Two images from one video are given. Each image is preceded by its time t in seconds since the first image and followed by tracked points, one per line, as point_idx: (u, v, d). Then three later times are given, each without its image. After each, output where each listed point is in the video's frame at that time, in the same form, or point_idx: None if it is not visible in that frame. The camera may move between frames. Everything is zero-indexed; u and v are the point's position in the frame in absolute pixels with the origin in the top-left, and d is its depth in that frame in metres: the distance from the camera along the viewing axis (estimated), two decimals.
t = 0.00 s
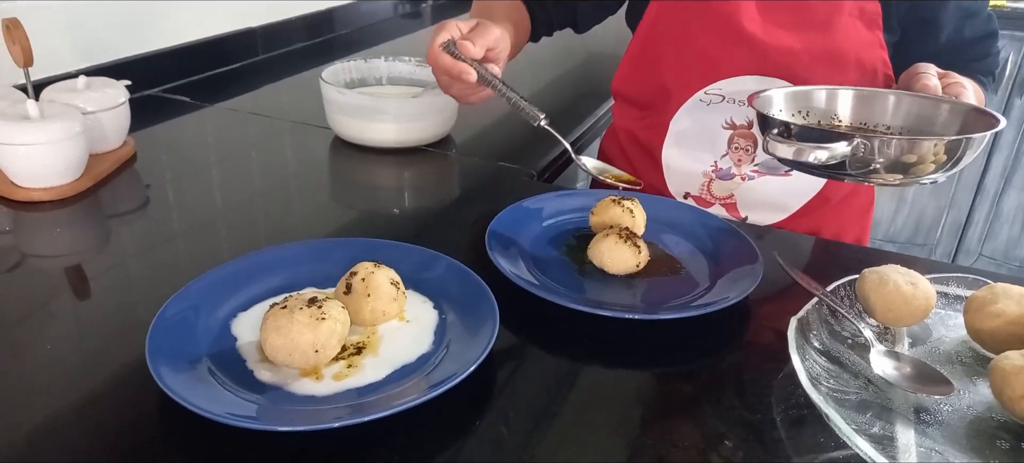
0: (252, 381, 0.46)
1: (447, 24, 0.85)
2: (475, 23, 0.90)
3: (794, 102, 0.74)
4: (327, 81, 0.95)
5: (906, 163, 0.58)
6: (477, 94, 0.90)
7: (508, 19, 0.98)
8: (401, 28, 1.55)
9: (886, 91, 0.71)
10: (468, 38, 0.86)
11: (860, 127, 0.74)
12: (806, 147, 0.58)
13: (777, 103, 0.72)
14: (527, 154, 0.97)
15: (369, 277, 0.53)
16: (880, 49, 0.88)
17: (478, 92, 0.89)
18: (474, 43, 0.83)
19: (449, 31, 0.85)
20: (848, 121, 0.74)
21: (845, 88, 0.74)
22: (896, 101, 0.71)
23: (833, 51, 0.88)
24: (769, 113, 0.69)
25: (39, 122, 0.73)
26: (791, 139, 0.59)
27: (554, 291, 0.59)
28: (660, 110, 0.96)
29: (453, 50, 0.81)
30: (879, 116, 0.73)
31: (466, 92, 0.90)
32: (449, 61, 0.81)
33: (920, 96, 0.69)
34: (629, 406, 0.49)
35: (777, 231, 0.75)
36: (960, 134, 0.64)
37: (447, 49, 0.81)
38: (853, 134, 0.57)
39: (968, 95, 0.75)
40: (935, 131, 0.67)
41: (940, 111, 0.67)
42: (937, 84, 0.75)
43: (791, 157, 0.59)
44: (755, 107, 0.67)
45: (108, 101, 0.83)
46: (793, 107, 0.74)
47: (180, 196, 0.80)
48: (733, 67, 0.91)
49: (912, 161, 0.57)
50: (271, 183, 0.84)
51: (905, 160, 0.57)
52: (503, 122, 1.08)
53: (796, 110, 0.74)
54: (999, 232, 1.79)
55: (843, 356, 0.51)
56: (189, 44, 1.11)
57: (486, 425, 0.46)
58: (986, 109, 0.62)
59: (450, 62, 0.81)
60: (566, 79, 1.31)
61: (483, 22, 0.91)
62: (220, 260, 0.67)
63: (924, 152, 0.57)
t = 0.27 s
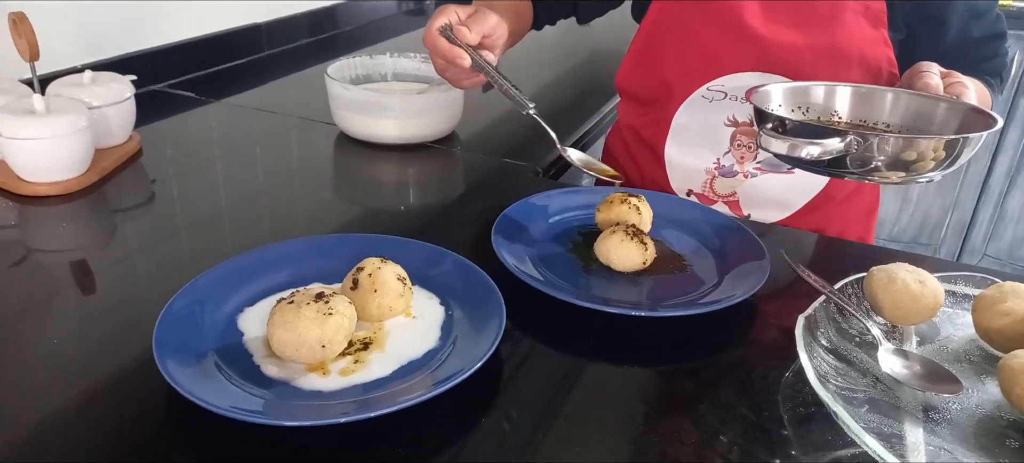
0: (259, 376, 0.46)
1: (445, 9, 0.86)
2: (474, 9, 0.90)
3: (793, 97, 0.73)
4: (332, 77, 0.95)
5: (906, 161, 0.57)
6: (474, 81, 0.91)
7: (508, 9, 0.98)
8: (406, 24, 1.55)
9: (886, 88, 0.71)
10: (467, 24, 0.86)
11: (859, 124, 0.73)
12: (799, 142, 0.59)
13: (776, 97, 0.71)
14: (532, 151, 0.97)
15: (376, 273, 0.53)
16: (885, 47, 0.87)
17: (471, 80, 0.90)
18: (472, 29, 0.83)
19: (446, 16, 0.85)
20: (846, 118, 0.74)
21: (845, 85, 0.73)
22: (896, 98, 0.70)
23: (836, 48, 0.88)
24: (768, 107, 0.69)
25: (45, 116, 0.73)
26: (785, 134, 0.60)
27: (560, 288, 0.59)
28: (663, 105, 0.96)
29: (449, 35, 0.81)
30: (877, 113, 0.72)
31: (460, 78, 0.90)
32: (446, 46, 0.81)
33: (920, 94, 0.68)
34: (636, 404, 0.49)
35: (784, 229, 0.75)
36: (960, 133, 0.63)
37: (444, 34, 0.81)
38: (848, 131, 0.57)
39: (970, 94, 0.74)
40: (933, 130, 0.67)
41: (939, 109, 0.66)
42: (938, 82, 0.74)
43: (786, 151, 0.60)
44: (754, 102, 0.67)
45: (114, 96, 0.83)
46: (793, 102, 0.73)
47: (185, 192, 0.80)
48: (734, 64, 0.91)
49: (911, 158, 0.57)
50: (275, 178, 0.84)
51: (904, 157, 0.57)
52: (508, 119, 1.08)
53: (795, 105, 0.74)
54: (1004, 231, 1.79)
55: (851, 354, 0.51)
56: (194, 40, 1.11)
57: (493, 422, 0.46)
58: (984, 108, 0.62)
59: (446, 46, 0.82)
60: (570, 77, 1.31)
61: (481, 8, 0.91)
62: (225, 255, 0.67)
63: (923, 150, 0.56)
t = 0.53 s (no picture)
0: (260, 374, 0.46)
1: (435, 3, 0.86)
2: None
3: (787, 96, 0.73)
4: (333, 74, 0.95)
5: (901, 159, 0.57)
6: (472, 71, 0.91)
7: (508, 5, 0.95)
8: (406, 23, 1.55)
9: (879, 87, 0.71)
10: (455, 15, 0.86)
11: (852, 122, 0.73)
12: (789, 140, 0.58)
13: (770, 96, 0.71)
14: (533, 149, 0.96)
15: (377, 271, 0.53)
16: (885, 44, 0.88)
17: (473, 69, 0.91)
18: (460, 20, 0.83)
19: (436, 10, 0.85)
20: (839, 116, 0.74)
21: (838, 83, 0.73)
22: (889, 97, 0.70)
23: (837, 44, 0.88)
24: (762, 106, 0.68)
25: (45, 115, 0.73)
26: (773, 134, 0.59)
27: (561, 285, 0.59)
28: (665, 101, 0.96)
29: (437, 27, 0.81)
30: (870, 112, 0.72)
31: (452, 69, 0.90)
32: (435, 39, 0.81)
33: (913, 93, 0.68)
34: (638, 401, 0.49)
35: (785, 226, 0.74)
36: (952, 132, 0.63)
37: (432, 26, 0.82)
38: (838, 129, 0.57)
39: (965, 93, 0.73)
40: (927, 129, 0.66)
41: (932, 108, 0.66)
42: (933, 81, 0.73)
43: (777, 151, 0.59)
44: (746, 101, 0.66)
45: (114, 95, 0.82)
46: (787, 100, 0.73)
47: (186, 190, 0.79)
48: (734, 60, 0.91)
49: (906, 156, 0.56)
50: (276, 177, 0.84)
51: (900, 156, 0.56)
52: (509, 117, 1.08)
53: (788, 104, 0.73)
54: (1005, 229, 1.78)
55: (853, 351, 0.51)
56: (194, 38, 1.11)
57: (495, 419, 0.46)
58: (977, 106, 0.61)
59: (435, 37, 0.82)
60: (571, 74, 1.30)
61: None
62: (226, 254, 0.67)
63: (918, 148, 0.56)
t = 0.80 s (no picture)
0: (255, 387, 0.46)
1: None
2: None
3: (761, 106, 0.73)
4: (329, 86, 0.95)
5: (880, 170, 0.57)
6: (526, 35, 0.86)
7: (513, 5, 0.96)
8: (403, 33, 1.56)
9: (853, 99, 0.71)
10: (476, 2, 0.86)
11: (827, 133, 0.73)
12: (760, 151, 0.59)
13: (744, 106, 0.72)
14: (528, 158, 0.97)
15: (372, 283, 0.53)
16: (874, 53, 0.88)
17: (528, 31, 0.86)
18: None
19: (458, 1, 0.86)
20: (814, 128, 0.73)
21: (812, 94, 0.74)
22: (862, 109, 0.71)
23: (826, 54, 0.88)
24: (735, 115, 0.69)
25: (41, 129, 0.73)
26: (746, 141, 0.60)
27: (554, 295, 0.59)
28: (656, 109, 0.97)
29: None
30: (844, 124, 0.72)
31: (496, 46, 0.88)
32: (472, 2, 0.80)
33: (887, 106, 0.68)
34: (632, 411, 0.49)
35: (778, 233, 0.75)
36: (923, 145, 0.63)
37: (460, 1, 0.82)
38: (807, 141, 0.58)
39: (939, 107, 0.75)
40: (899, 142, 0.67)
41: (905, 121, 0.66)
42: (909, 93, 0.75)
43: (748, 161, 0.60)
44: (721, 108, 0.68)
45: (110, 108, 0.83)
46: (761, 111, 0.73)
47: (183, 202, 0.80)
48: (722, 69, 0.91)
49: (885, 167, 0.57)
50: (272, 188, 0.85)
51: (878, 166, 0.57)
52: (504, 126, 1.08)
53: (763, 115, 0.74)
54: (1001, 233, 1.79)
55: (846, 359, 0.51)
56: (191, 50, 1.12)
57: (490, 430, 0.46)
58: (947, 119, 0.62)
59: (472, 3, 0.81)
60: (566, 83, 1.31)
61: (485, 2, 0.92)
62: (222, 266, 0.67)
63: (897, 159, 0.56)
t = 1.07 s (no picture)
0: (259, 382, 0.46)
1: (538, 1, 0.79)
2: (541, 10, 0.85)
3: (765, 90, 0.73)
4: (331, 82, 0.95)
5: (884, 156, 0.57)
6: None
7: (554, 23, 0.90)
8: (404, 30, 1.56)
9: (859, 85, 0.71)
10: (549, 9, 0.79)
11: (832, 119, 0.72)
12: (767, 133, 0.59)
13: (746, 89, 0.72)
14: (531, 155, 0.97)
15: (376, 278, 0.53)
16: (872, 48, 0.89)
17: None
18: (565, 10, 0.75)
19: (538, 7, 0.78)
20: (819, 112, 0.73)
21: (819, 80, 0.73)
22: (868, 95, 0.70)
23: (825, 50, 0.89)
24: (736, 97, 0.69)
25: (43, 125, 0.73)
26: (754, 124, 0.61)
27: (557, 291, 0.59)
28: (655, 104, 0.96)
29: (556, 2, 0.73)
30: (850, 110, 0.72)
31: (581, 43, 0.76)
32: None
33: (893, 92, 0.68)
34: (636, 407, 0.49)
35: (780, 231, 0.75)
36: (925, 133, 0.63)
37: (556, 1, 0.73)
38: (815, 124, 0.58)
39: (945, 96, 0.74)
40: (903, 129, 0.67)
41: (909, 109, 0.66)
42: (915, 82, 0.74)
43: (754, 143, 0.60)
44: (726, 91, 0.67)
45: (113, 104, 0.83)
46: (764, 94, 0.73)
47: (185, 198, 0.80)
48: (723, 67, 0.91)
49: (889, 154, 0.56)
50: (274, 184, 0.85)
51: (884, 153, 0.56)
52: (506, 123, 1.08)
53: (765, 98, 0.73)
54: (1002, 232, 1.79)
55: (849, 356, 0.51)
56: (192, 47, 1.12)
57: (493, 426, 0.46)
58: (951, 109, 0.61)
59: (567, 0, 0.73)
60: (568, 80, 1.31)
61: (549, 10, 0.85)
62: (225, 261, 0.67)
63: (902, 147, 0.56)
